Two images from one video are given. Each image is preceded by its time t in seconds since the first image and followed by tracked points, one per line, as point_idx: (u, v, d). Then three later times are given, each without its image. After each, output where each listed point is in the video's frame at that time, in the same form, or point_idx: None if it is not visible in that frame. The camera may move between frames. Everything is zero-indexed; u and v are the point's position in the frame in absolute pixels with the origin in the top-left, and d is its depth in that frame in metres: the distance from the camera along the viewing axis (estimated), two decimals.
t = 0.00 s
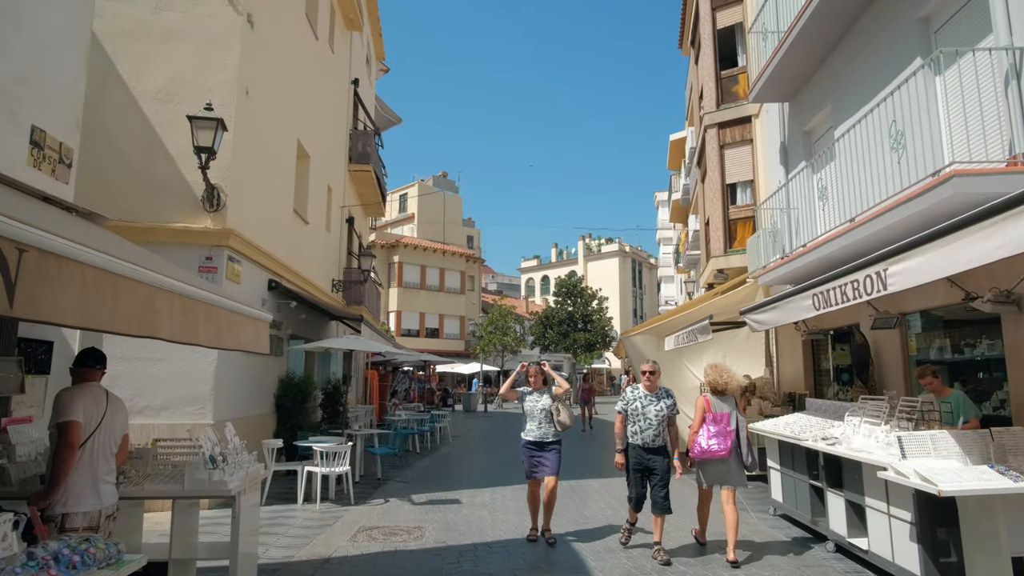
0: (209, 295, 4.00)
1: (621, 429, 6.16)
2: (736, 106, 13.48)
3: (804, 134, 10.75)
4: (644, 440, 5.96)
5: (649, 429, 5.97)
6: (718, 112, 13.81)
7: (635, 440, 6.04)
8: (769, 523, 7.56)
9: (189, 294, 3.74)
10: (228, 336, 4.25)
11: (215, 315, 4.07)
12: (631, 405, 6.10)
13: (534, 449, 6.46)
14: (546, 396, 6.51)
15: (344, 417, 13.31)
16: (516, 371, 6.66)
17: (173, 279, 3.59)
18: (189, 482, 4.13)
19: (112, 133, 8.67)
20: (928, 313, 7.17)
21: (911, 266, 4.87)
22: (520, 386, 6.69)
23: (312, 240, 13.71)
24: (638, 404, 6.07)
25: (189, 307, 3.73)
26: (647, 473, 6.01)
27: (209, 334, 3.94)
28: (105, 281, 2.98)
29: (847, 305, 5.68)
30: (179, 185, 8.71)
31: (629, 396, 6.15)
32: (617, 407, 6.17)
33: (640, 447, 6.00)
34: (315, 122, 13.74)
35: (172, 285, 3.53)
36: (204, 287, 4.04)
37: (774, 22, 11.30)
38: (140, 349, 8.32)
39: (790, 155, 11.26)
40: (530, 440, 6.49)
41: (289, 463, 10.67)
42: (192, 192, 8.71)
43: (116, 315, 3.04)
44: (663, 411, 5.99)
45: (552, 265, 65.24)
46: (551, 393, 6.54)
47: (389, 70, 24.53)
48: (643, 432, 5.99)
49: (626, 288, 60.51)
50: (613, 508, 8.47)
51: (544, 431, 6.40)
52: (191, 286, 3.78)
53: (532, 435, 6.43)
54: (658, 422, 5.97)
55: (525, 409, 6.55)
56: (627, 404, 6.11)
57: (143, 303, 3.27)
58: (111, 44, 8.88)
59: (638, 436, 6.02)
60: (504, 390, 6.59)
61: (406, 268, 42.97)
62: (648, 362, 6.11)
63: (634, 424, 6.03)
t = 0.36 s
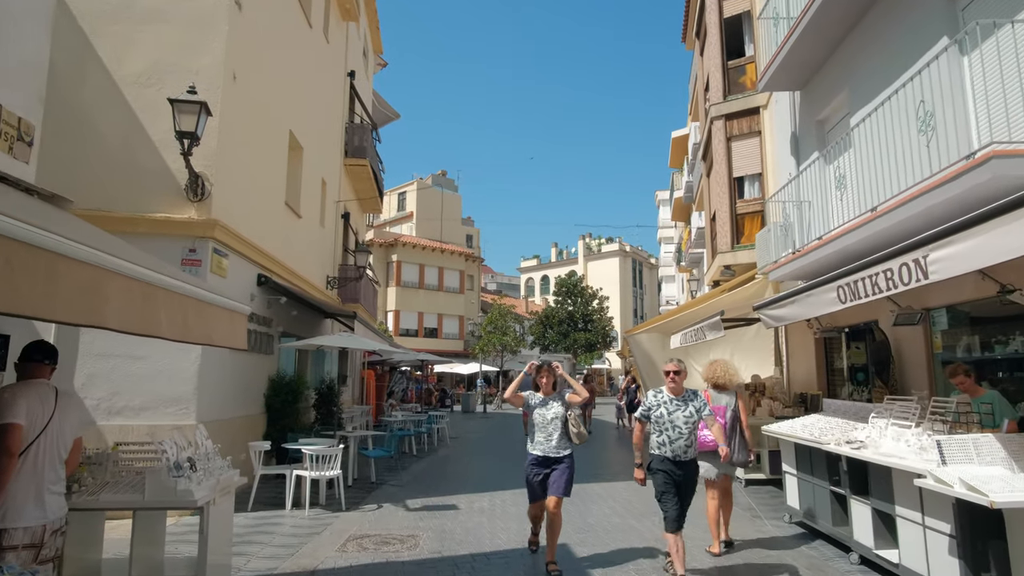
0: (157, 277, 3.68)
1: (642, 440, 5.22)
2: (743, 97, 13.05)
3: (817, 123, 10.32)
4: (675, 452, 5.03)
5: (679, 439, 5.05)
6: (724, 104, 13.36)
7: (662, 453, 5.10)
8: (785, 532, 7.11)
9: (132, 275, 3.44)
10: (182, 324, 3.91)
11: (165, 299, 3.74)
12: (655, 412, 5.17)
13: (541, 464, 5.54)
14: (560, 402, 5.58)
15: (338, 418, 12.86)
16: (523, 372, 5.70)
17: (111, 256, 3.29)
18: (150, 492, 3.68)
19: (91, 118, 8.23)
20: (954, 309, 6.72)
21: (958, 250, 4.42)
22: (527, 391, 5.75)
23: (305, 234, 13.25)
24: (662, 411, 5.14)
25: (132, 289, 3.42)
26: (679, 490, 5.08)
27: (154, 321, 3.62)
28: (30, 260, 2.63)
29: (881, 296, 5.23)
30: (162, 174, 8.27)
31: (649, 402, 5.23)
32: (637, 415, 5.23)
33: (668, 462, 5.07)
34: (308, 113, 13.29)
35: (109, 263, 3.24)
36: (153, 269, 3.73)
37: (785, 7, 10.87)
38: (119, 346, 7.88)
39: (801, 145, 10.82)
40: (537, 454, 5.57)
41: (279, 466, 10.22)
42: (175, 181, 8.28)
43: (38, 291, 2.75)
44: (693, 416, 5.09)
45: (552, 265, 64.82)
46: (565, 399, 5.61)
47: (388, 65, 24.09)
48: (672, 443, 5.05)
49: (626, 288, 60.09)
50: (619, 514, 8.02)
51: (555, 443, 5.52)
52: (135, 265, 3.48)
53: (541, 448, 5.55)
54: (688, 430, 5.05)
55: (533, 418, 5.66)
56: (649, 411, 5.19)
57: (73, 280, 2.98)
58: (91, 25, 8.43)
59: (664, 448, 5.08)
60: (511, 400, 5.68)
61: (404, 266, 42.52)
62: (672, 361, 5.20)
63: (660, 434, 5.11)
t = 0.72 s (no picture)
0: (109, 266, 3.23)
1: (680, 450, 4.40)
2: (752, 89, 12.62)
3: (833, 114, 9.87)
4: (720, 465, 4.25)
5: (726, 450, 4.27)
6: (733, 97, 12.92)
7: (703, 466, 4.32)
8: (806, 545, 6.67)
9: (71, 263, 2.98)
10: (143, 320, 3.49)
11: (123, 291, 3.32)
12: (694, 417, 4.37)
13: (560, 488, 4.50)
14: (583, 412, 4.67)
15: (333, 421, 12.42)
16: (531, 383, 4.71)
17: (43, 241, 2.83)
18: (107, 514, 3.26)
19: (71, 106, 7.80)
20: (986, 308, 6.29)
21: (1015, 239, 4.01)
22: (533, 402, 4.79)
23: (299, 231, 12.82)
24: (705, 416, 4.34)
25: (71, 278, 2.95)
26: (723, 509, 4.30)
27: (108, 315, 3.18)
28: None
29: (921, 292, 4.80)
30: (145, 165, 7.85)
31: (687, 404, 4.43)
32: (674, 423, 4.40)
33: (712, 477, 4.29)
34: (302, 105, 12.85)
35: (44, 249, 2.81)
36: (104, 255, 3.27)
37: None
38: (100, 347, 7.45)
39: (814, 138, 10.40)
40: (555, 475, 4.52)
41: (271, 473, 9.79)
42: (159, 173, 7.86)
43: None
44: (740, 422, 4.30)
45: (552, 265, 64.40)
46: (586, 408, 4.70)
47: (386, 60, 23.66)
48: (717, 454, 4.27)
49: (627, 288, 59.66)
50: (629, 525, 7.58)
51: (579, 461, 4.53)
52: (76, 251, 3.02)
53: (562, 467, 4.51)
54: (735, 439, 4.28)
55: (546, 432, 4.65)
56: (688, 417, 4.38)
57: None
58: (71, 9, 8.00)
59: (707, 460, 4.30)
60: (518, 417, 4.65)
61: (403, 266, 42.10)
62: (711, 356, 4.40)
63: (702, 443, 4.32)
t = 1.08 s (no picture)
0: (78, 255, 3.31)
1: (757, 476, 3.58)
2: (764, 80, 12.21)
3: (851, 103, 9.48)
4: (809, 500, 3.49)
5: (816, 481, 3.50)
6: (743, 88, 12.51)
7: (785, 496, 3.54)
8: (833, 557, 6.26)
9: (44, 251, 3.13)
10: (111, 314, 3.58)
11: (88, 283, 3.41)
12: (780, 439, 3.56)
13: (601, 511, 3.87)
14: (622, 416, 4.01)
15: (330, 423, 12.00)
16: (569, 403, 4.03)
17: (16, 229, 2.96)
18: (66, 536, 3.10)
19: (51, 91, 7.38)
20: None
21: None
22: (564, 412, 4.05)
23: (294, 226, 12.37)
24: (794, 438, 3.53)
25: (37, 265, 3.08)
26: (805, 551, 3.53)
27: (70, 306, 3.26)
28: None
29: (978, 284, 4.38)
30: (130, 153, 7.41)
31: (770, 421, 3.61)
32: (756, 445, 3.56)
33: (796, 511, 3.53)
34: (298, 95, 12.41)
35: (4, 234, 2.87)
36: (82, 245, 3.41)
37: None
38: (83, 345, 7.00)
39: (831, 129, 9.98)
40: (595, 498, 3.87)
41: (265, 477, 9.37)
42: (145, 161, 7.44)
43: None
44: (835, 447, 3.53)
45: (551, 264, 63.98)
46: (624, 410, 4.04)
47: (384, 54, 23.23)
48: (806, 485, 3.51)
49: (627, 287, 59.29)
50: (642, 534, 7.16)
51: (622, 475, 3.87)
52: (49, 240, 3.15)
53: (605, 488, 3.85)
54: (829, 468, 3.51)
55: (586, 450, 3.94)
56: (772, 438, 3.56)
57: None
58: None
59: (791, 491, 3.53)
60: (559, 445, 3.90)
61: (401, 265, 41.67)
62: (802, 363, 3.62)
63: (788, 472, 3.54)
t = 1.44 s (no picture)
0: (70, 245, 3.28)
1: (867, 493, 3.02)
2: (775, 68, 11.80)
3: (868, 90, 9.10)
4: (950, 523, 2.86)
5: (954, 498, 2.88)
6: (753, 77, 12.10)
7: (920, 521, 2.91)
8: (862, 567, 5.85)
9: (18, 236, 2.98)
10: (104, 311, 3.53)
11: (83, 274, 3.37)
12: (897, 446, 2.96)
13: (680, 563, 3.02)
14: (706, 437, 3.13)
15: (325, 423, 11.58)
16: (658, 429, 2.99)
17: None
18: None
19: (27, 70, 6.95)
20: None
21: None
22: (631, 432, 3.11)
23: (288, 220, 11.93)
24: (916, 444, 2.92)
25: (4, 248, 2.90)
26: None
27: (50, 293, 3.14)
28: None
29: None
30: (111, 137, 6.99)
31: (884, 425, 3.01)
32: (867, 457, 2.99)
33: (934, 538, 2.90)
34: (292, 84, 11.97)
35: None
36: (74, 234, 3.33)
37: None
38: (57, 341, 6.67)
39: (849, 116, 9.58)
40: (674, 547, 3.02)
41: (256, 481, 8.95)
42: (126, 146, 7.01)
43: None
44: (972, 454, 2.90)
45: (550, 264, 63.60)
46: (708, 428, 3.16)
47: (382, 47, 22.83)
48: (943, 503, 2.88)
49: (627, 287, 58.90)
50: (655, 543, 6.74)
51: (707, 515, 3.03)
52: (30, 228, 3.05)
53: (688, 534, 3.00)
54: (968, 480, 2.89)
55: (662, 484, 3.04)
56: (885, 447, 2.98)
57: None
58: None
59: (927, 514, 2.89)
60: (637, 480, 2.93)
61: (399, 264, 41.25)
62: (927, 348, 3.01)
63: (915, 487, 2.92)
